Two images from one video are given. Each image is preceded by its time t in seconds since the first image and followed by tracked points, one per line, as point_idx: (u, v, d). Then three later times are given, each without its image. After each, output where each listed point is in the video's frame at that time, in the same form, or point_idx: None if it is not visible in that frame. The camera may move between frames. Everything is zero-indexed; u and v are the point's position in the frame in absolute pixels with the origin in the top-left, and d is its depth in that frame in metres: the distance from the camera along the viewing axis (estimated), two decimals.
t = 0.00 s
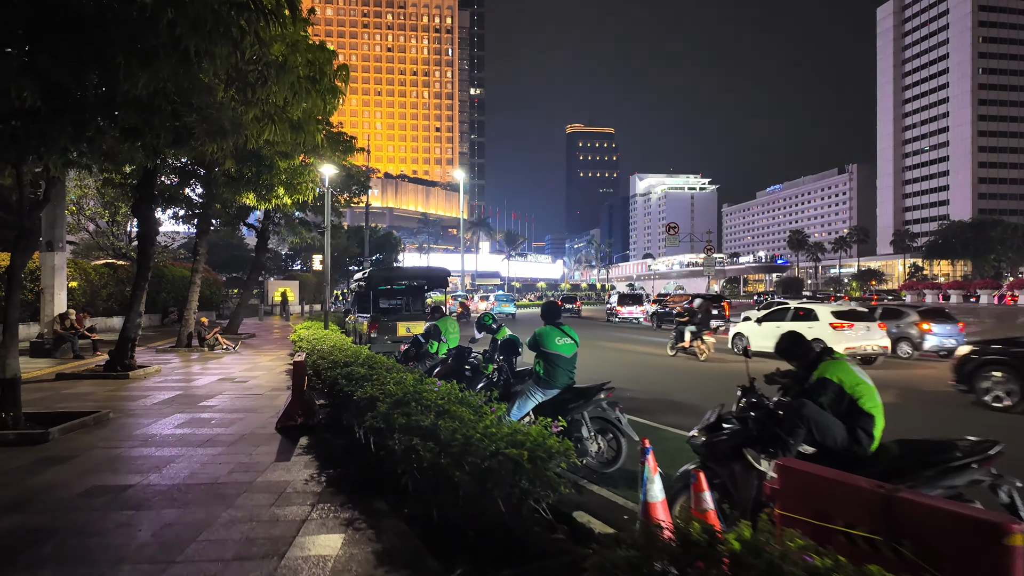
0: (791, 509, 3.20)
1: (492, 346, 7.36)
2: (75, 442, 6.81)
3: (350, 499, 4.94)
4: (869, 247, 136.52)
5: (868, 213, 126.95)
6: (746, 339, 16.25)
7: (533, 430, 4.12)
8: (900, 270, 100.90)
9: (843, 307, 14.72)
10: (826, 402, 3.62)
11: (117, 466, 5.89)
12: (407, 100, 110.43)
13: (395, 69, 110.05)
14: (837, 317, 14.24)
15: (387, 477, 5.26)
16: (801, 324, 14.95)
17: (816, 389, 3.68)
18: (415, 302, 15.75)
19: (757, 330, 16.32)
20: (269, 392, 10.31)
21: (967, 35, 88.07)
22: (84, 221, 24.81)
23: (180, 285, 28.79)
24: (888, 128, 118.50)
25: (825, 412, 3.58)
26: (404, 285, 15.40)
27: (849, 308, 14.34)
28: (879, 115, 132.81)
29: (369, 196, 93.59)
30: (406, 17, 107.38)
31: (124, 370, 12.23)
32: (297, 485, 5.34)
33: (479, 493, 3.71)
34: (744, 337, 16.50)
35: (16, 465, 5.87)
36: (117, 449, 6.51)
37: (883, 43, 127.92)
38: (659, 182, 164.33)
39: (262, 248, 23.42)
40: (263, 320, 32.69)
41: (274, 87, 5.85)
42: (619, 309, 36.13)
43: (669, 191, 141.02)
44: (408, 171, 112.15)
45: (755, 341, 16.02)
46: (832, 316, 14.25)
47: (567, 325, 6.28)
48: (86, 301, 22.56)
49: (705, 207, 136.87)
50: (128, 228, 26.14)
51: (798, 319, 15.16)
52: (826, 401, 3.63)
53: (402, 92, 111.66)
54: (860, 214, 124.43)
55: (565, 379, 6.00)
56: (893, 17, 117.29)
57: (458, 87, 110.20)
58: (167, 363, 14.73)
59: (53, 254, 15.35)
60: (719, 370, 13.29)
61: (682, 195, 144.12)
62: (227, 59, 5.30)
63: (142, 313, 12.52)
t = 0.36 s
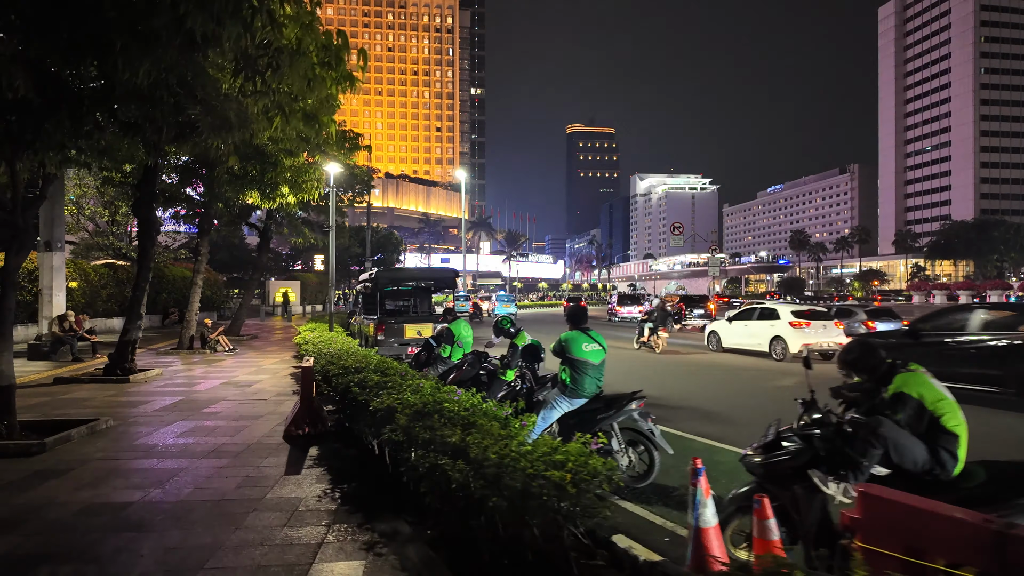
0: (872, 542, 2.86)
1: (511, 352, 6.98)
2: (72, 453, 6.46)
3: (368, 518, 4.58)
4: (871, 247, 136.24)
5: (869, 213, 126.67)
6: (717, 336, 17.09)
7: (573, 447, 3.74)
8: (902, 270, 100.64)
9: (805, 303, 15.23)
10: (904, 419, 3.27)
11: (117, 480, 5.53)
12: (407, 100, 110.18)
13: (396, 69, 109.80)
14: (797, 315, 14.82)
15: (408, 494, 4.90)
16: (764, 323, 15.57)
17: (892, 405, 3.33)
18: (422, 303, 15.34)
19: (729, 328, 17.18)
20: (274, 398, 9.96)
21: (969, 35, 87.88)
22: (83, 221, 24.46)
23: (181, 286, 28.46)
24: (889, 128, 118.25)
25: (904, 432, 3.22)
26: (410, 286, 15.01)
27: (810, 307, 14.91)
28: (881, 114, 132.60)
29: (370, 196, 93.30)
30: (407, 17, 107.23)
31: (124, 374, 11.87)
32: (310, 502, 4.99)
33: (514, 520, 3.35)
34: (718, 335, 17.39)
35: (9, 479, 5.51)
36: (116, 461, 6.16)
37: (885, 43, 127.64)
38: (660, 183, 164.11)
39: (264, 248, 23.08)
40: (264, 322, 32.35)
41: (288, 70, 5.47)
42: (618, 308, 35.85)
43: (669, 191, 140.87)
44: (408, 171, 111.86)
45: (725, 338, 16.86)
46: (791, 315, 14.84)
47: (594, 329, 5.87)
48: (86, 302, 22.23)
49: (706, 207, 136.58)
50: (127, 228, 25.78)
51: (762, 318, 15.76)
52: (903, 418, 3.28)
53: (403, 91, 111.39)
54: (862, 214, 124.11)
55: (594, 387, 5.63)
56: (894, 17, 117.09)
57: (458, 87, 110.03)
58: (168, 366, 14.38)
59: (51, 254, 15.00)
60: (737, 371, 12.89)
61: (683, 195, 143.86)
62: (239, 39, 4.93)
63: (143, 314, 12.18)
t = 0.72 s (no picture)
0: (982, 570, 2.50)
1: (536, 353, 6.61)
2: (77, 459, 6.13)
3: (396, 534, 4.25)
4: (875, 247, 135.62)
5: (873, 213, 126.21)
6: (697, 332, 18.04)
7: (629, 461, 3.38)
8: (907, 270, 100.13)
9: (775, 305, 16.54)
10: (1006, 432, 2.97)
11: (125, 490, 5.22)
12: (410, 99, 109.92)
13: (398, 68, 109.53)
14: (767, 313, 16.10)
15: (439, 507, 4.56)
16: (737, 320, 16.78)
17: (992, 416, 3.04)
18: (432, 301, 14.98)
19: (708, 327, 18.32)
20: (285, 400, 9.64)
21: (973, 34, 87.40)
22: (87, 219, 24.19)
23: (186, 285, 28.20)
24: (894, 127, 117.72)
25: (1007, 445, 2.92)
26: (420, 285, 14.67)
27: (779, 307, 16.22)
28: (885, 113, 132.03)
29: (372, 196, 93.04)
30: (409, 17, 107.03)
31: (129, 375, 11.57)
32: (332, 514, 4.67)
33: (569, 544, 2.99)
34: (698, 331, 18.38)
35: (11, 489, 5.20)
36: (123, 469, 5.83)
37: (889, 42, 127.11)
38: (663, 182, 163.66)
39: (270, 247, 22.77)
40: (268, 321, 32.11)
41: (316, 46, 5.04)
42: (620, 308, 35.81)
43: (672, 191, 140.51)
44: (410, 171, 111.58)
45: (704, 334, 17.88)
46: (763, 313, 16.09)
47: (628, 330, 5.55)
48: (89, 301, 21.97)
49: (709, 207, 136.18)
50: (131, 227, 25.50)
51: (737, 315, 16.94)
52: (1004, 431, 2.98)
53: (405, 91, 111.15)
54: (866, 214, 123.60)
55: (632, 392, 5.30)
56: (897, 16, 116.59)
57: (461, 86, 109.76)
58: (175, 366, 14.09)
59: (54, 252, 14.72)
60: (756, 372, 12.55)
61: (686, 195, 143.46)
62: (264, 9, 4.58)
63: (148, 314, 11.87)
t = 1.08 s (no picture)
0: None
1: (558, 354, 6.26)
2: (73, 466, 5.77)
3: (419, 552, 3.89)
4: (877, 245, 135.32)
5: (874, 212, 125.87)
6: (680, 327, 20.44)
7: (688, 479, 3.01)
8: (909, 269, 99.86)
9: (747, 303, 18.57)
10: None
11: (125, 501, 4.86)
12: (410, 98, 109.58)
13: (399, 66, 109.21)
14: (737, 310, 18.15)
15: (463, 522, 4.18)
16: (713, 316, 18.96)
17: None
18: (438, 299, 14.65)
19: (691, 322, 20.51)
20: (290, 402, 9.29)
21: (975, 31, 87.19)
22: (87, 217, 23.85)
23: (186, 284, 27.86)
24: (896, 125, 117.47)
25: None
26: (427, 283, 14.35)
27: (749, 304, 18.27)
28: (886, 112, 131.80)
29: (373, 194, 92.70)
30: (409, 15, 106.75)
31: (129, 376, 11.22)
32: (346, 529, 4.30)
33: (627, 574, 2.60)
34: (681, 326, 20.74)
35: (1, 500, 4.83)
36: (122, 478, 5.47)
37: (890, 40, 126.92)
38: (664, 181, 163.28)
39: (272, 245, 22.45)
40: (270, 320, 31.82)
41: (333, 20, 4.69)
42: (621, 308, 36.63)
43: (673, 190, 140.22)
44: (411, 169, 111.30)
45: (686, 329, 20.24)
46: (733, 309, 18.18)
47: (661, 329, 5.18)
48: (88, 300, 21.64)
49: (710, 205, 135.85)
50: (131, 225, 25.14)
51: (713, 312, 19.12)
52: None
53: (406, 89, 110.83)
54: (868, 212, 123.27)
55: (667, 395, 4.95)
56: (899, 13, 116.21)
57: (462, 85, 109.44)
58: (176, 366, 13.74)
59: (52, 250, 14.35)
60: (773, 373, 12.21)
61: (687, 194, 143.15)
62: None
63: (148, 312, 11.52)
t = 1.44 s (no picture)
0: None
1: (581, 361, 5.88)
2: (63, 482, 5.38)
3: None
4: (880, 244, 134.67)
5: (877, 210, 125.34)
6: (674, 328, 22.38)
7: (759, 513, 2.63)
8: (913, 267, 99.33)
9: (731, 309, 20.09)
10: None
11: (116, 524, 4.48)
12: (411, 96, 109.19)
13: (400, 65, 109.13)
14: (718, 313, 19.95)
15: (489, 549, 3.81)
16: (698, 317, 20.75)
17: None
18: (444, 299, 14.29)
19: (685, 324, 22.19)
20: (294, 408, 8.91)
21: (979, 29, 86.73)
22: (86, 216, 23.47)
23: (187, 284, 27.51)
24: (899, 123, 116.93)
25: None
26: (433, 284, 13.96)
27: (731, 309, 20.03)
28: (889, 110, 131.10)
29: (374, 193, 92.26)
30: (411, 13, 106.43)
31: (127, 380, 10.84)
32: (358, 557, 3.93)
33: None
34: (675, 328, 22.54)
35: None
36: (115, 495, 5.09)
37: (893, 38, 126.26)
38: (665, 180, 162.85)
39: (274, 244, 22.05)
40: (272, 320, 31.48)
41: None
42: (623, 306, 36.81)
43: (675, 188, 139.82)
44: (412, 168, 110.91)
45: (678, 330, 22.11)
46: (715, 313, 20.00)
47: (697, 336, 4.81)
48: (87, 301, 21.26)
49: (712, 204, 135.41)
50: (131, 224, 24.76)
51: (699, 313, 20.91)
52: None
53: (407, 87, 110.45)
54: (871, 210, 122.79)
55: (706, 407, 4.58)
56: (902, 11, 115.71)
57: (463, 83, 108.95)
58: (175, 369, 13.36)
59: (48, 250, 13.97)
60: (791, 377, 11.86)
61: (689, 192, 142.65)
62: None
63: (147, 314, 11.14)
